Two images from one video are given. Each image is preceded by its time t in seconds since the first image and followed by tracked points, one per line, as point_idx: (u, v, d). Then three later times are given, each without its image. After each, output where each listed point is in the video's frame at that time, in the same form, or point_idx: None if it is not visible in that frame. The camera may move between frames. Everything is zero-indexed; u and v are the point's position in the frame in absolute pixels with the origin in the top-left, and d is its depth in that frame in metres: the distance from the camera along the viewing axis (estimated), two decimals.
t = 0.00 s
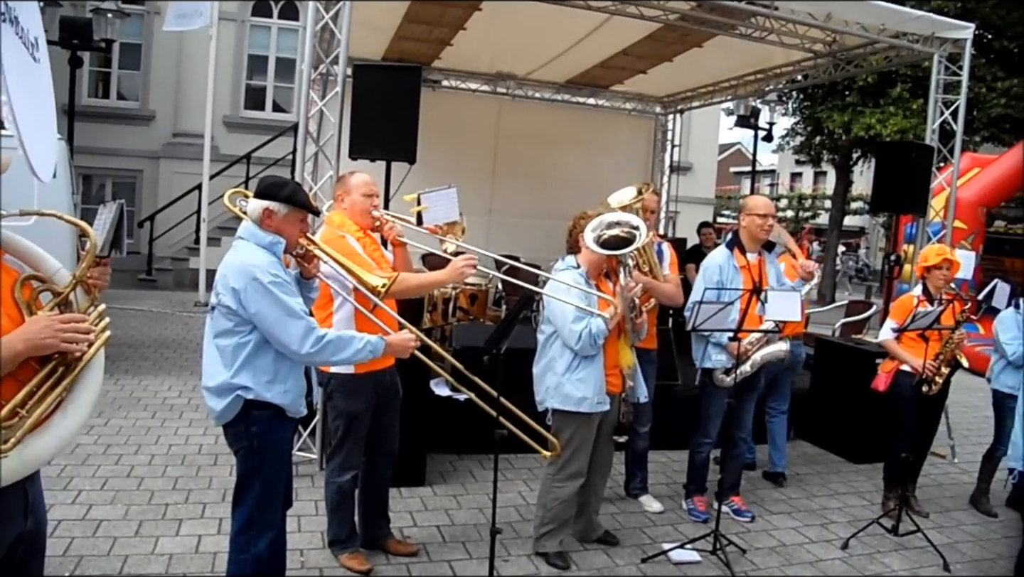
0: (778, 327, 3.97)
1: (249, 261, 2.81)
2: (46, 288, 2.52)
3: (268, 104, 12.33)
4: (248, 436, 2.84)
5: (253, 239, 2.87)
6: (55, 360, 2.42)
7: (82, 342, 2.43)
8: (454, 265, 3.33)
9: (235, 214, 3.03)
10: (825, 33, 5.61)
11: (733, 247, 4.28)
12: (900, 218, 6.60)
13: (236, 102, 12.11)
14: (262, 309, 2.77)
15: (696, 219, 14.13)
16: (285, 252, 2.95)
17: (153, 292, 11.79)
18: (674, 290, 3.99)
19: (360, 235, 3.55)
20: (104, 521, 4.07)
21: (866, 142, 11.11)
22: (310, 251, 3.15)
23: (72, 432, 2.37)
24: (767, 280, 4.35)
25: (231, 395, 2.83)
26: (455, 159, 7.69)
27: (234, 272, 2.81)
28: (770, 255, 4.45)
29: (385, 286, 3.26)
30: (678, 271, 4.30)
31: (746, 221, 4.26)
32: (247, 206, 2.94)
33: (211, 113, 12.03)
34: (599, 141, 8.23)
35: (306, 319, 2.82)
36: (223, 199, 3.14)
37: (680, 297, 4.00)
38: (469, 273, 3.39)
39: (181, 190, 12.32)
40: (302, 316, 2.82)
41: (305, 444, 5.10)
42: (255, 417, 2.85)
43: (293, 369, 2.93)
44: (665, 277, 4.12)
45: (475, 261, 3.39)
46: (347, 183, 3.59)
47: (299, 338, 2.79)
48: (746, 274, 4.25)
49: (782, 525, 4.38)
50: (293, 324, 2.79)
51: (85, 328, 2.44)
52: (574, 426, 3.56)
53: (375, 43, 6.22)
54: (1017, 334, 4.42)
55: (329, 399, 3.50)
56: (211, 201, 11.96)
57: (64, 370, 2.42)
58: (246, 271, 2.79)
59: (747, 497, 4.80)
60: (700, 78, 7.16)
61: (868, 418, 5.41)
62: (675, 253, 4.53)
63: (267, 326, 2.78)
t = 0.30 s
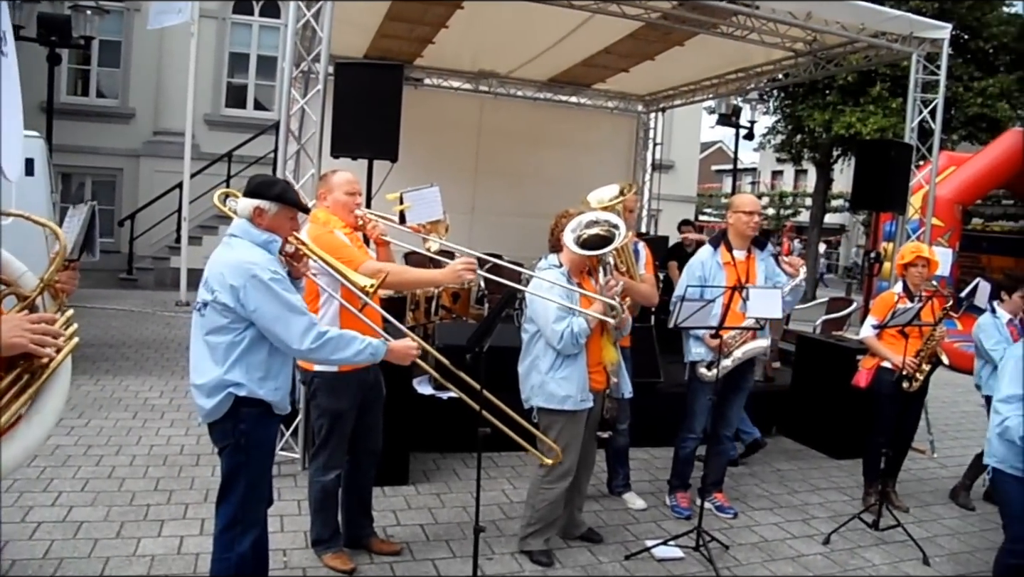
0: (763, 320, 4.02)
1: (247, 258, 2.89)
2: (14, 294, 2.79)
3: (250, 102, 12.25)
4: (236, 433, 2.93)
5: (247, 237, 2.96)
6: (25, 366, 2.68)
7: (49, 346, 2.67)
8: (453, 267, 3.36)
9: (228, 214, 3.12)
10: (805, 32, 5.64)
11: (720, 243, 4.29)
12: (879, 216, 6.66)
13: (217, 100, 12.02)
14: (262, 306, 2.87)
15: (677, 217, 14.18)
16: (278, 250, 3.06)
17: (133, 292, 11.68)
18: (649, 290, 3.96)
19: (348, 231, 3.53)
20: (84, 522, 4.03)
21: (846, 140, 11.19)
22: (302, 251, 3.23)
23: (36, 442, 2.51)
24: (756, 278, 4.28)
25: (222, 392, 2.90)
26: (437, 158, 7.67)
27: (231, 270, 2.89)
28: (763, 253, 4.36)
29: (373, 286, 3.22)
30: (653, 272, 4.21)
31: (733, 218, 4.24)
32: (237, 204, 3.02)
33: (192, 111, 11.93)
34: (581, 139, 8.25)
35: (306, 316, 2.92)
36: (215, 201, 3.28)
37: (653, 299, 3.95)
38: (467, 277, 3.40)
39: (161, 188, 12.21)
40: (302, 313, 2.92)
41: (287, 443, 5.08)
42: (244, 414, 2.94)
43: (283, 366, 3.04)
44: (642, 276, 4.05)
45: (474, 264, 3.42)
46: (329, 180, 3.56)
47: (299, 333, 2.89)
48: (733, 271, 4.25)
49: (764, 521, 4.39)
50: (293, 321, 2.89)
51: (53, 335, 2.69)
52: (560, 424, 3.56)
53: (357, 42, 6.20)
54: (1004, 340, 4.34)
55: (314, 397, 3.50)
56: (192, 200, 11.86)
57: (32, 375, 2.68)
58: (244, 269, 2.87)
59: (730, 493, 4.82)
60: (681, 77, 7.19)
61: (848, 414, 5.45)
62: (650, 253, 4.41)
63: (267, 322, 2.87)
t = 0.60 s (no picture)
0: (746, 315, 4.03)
1: (238, 257, 2.88)
2: None
3: (229, 98, 12.15)
4: (216, 431, 2.92)
5: (235, 236, 2.95)
6: None
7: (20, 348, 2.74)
8: (443, 266, 3.33)
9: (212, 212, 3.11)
10: (784, 31, 5.68)
11: (702, 241, 4.33)
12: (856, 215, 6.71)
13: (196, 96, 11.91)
14: (254, 304, 2.86)
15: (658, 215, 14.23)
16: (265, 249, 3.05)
17: (110, 290, 11.54)
18: (625, 287, 3.81)
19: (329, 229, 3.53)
20: (60, 523, 3.99)
21: (825, 139, 11.29)
22: (286, 250, 3.21)
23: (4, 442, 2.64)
24: (737, 275, 4.29)
25: (205, 389, 2.88)
26: (418, 155, 7.65)
27: (221, 267, 2.87)
28: (747, 252, 4.35)
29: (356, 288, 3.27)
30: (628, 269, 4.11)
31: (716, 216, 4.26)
32: (222, 202, 3.01)
33: (170, 108, 11.82)
34: (561, 137, 8.26)
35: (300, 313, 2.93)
36: (198, 197, 3.28)
37: (629, 295, 3.81)
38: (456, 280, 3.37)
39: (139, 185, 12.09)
40: (298, 310, 2.92)
41: (267, 442, 5.04)
42: (223, 412, 2.92)
43: (266, 363, 3.03)
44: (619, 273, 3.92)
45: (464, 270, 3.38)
46: (308, 179, 3.55)
47: (294, 331, 2.90)
48: (713, 267, 4.29)
49: (743, 517, 4.41)
50: (287, 319, 2.89)
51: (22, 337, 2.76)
52: (532, 422, 3.58)
53: (337, 38, 6.17)
54: (971, 326, 4.48)
55: (293, 395, 3.48)
56: (170, 197, 11.74)
57: None
58: (235, 266, 2.86)
59: (709, 490, 4.85)
60: (661, 75, 7.22)
61: (826, 410, 5.49)
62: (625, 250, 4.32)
63: (259, 320, 2.86)
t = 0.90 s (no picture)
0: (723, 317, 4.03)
1: (216, 256, 2.86)
2: None
3: (207, 96, 12.04)
4: (194, 430, 2.90)
5: (215, 236, 2.93)
6: None
7: None
8: (416, 266, 3.34)
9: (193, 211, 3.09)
10: (763, 32, 5.72)
11: (681, 240, 4.35)
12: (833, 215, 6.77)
13: (173, 94, 11.79)
14: (230, 305, 2.84)
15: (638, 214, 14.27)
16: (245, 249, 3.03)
17: (87, 289, 11.40)
18: (609, 284, 3.96)
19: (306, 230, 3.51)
20: (35, 526, 3.93)
21: (803, 140, 11.38)
22: (264, 251, 3.20)
23: None
24: (715, 274, 4.28)
25: (181, 388, 2.87)
26: (398, 154, 7.63)
27: (199, 266, 2.85)
28: (727, 251, 4.34)
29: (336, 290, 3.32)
30: (613, 266, 4.16)
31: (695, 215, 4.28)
32: (203, 201, 2.99)
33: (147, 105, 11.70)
34: (540, 136, 8.27)
35: (276, 314, 2.91)
36: (178, 193, 3.24)
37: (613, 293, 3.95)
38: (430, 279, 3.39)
39: (116, 183, 11.96)
40: (273, 312, 2.90)
41: (246, 442, 5.01)
42: (201, 412, 2.90)
43: (243, 364, 3.01)
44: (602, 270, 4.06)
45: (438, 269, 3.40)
46: (288, 177, 3.53)
47: (269, 332, 2.88)
48: (690, 266, 4.30)
49: (723, 515, 4.43)
50: (263, 321, 2.87)
51: None
52: (509, 422, 3.58)
53: (316, 36, 6.14)
54: (941, 324, 4.59)
55: (272, 394, 3.46)
56: (147, 196, 11.62)
57: None
58: (214, 266, 2.84)
59: (689, 488, 4.87)
60: (640, 75, 7.23)
61: (804, 408, 5.53)
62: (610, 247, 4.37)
63: (234, 321, 2.84)
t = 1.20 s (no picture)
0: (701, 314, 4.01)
1: (186, 254, 2.84)
2: None
3: (187, 94, 11.96)
4: (175, 431, 2.89)
5: (190, 233, 2.91)
6: None
7: None
8: (363, 253, 3.46)
9: (172, 210, 3.07)
10: (744, 31, 5.74)
11: (655, 239, 4.36)
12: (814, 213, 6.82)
13: (153, 92, 11.69)
14: (192, 302, 2.81)
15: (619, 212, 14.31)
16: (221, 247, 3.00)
17: (66, 289, 11.26)
18: (598, 282, 3.97)
19: (284, 229, 3.50)
20: (14, 530, 3.89)
21: (783, 138, 11.47)
22: (246, 249, 3.18)
23: None
24: (690, 272, 4.29)
25: (160, 389, 2.86)
26: (380, 152, 7.62)
27: (170, 264, 2.83)
28: (702, 248, 4.36)
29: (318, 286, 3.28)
30: (601, 265, 4.17)
31: (669, 214, 4.28)
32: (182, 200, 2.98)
33: (126, 104, 11.59)
34: (522, 134, 8.28)
35: (234, 318, 2.84)
36: (157, 194, 3.21)
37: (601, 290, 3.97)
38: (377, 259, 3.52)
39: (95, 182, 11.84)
40: (232, 312, 2.84)
41: (228, 443, 4.98)
42: (182, 412, 2.90)
43: (222, 366, 2.99)
44: (590, 269, 4.06)
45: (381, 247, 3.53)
46: (273, 176, 3.52)
47: (225, 337, 2.82)
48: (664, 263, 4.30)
49: (706, 511, 4.44)
50: (224, 321, 2.82)
51: None
52: (499, 419, 3.57)
53: (297, 34, 6.10)
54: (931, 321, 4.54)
55: (255, 393, 3.44)
56: (126, 194, 11.51)
57: None
58: (182, 264, 2.82)
59: (672, 484, 4.89)
60: (622, 73, 7.25)
61: (784, 404, 5.57)
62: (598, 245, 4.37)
63: (196, 319, 2.81)
